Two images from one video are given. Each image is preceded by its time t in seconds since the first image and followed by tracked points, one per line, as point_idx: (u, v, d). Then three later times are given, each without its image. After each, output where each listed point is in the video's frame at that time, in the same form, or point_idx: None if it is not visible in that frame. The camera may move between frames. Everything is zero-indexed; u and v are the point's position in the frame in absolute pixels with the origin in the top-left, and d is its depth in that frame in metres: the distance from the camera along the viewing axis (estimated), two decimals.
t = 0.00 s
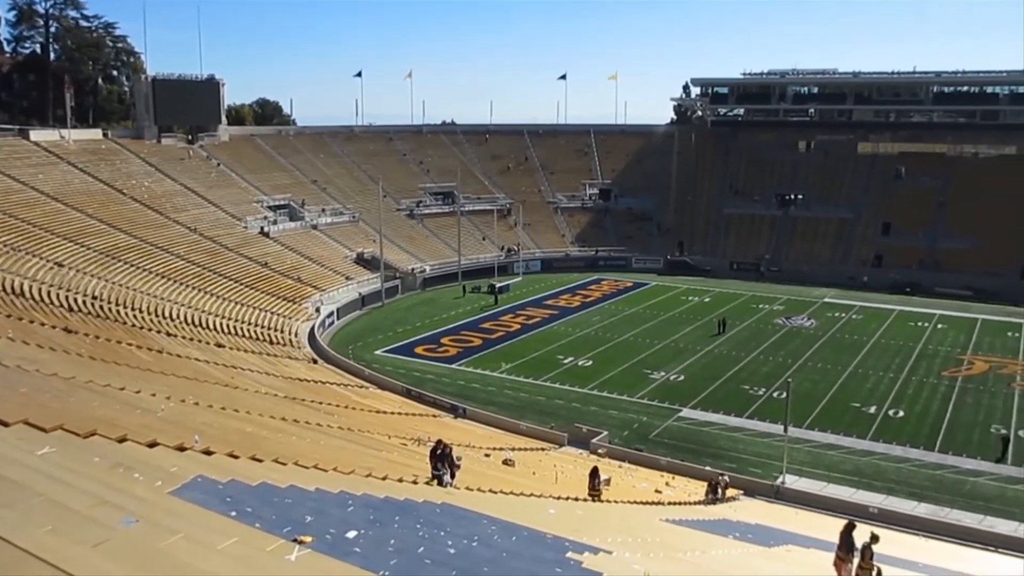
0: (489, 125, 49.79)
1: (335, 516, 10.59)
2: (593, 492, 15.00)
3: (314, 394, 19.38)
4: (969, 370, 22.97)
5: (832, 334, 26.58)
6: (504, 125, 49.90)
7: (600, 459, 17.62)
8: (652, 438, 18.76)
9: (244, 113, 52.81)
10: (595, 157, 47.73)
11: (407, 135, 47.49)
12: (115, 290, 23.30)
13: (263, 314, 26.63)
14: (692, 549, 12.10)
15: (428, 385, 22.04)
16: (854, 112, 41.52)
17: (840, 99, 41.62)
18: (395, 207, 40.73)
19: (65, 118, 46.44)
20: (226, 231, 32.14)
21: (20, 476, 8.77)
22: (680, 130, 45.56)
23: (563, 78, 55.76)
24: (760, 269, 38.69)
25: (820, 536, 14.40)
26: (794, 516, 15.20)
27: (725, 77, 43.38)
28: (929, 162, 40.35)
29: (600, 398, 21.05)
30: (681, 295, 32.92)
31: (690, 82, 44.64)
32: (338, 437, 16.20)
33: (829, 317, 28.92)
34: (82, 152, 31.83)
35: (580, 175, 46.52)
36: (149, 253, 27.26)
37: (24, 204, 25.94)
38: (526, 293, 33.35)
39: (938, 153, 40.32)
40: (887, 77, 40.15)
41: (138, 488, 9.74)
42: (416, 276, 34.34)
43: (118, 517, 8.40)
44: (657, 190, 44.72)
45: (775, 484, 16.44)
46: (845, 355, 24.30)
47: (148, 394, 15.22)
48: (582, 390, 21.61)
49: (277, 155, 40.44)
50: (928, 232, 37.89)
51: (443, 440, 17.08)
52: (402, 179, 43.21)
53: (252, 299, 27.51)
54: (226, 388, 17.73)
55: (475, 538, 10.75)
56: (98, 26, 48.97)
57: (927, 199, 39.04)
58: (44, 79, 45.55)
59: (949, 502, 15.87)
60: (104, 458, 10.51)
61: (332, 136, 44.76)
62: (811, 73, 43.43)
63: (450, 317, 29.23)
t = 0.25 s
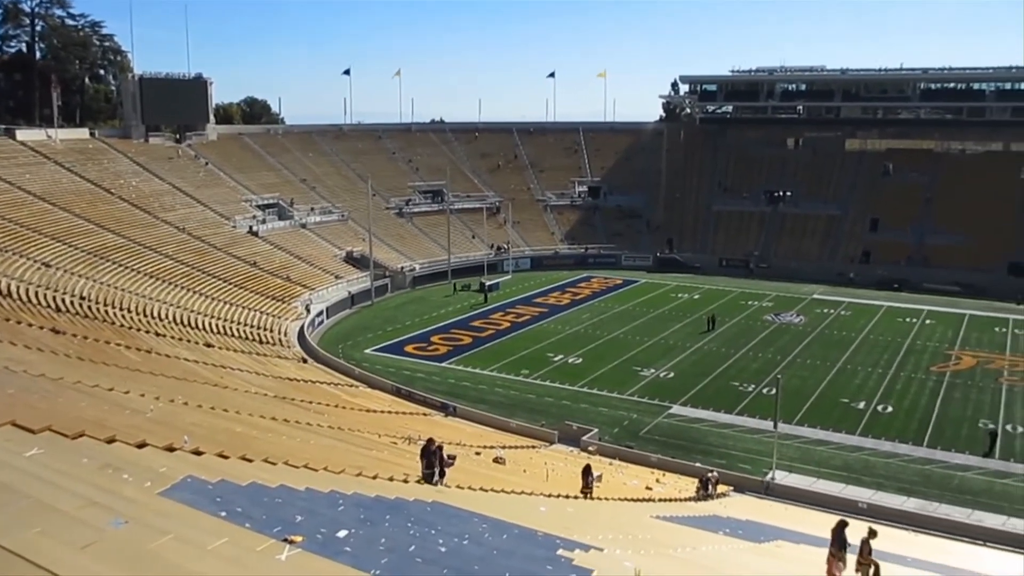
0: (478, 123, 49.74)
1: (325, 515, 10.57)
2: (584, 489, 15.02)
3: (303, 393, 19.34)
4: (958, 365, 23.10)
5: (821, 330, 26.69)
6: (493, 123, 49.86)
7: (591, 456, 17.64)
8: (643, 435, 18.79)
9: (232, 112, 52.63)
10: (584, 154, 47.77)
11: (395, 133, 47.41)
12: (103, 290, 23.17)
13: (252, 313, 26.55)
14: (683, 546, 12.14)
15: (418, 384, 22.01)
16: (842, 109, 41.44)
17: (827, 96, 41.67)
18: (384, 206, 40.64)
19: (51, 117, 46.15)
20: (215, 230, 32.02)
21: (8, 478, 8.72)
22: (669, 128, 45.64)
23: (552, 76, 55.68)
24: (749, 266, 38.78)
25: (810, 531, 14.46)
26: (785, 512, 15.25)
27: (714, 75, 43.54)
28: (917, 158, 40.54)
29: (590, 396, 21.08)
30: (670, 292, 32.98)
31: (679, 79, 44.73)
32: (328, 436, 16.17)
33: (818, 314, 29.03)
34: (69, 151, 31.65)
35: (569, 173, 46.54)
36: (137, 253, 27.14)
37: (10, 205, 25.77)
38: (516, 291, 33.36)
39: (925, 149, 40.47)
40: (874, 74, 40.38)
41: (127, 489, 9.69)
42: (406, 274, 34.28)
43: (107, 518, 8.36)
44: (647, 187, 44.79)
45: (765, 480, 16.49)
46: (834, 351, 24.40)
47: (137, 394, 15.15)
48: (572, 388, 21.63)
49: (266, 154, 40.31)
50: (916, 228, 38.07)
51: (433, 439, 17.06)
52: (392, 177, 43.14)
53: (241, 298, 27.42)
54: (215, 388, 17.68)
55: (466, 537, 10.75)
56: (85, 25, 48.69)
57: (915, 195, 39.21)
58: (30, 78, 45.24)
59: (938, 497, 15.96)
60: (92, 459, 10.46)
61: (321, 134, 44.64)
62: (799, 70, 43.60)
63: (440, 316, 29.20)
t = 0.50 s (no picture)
0: (466, 121, 49.67)
1: (314, 514, 10.53)
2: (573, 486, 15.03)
3: (291, 392, 19.27)
4: (944, 361, 23.24)
5: (808, 327, 26.80)
6: (481, 121, 49.81)
7: (579, 454, 17.65)
8: (631, 432, 18.82)
9: (218, 110, 52.36)
10: (571, 152, 47.80)
11: (383, 131, 47.30)
12: (89, 290, 23.02)
13: (239, 312, 26.43)
14: (671, 542, 12.16)
15: (406, 382, 21.97)
16: (828, 107, 41.95)
17: (813, 93, 42.07)
18: (371, 204, 40.53)
19: (35, 116, 45.75)
20: (201, 229, 31.85)
21: None
22: (656, 125, 45.73)
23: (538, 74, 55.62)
24: (736, 263, 38.88)
25: (797, 526, 14.52)
26: (773, 508, 15.30)
27: (701, 72, 44.10)
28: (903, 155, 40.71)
29: (578, 393, 21.09)
30: (658, 290, 33.03)
31: (666, 76, 44.81)
32: (316, 435, 16.11)
33: (805, 310, 29.15)
34: (54, 150, 31.40)
35: (557, 170, 46.56)
36: (123, 253, 26.97)
37: None
38: (504, 289, 33.35)
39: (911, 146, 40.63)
40: (861, 71, 40.97)
41: (113, 490, 9.63)
42: (393, 273, 34.21)
43: (93, 520, 8.30)
44: (634, 185, 44.87)
45: (753, 476, 16.54)
46: (821, 348, 24.50)
47: (123, 394, 15.05)
48: (560, 385, 21.64)
49: (252, 152, 40.13)
50: (902, 224, 38.26)
51: (421, 437, 17.02)
52: (379, 175, 43.04)
53: (228, 297, 27.30)
54: (202, 387, 17.59)
55: (455, 534, 10.74)
56: (69, 22, 48.30)
57: (901, 192, 39.42)
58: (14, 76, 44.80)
59: (924, 492, 16.06)
60: (78, 459, 10.38)
61: (308, 132, 44.48)
62: (785, 67, 44.03)
63: (428, 314, 29.15)
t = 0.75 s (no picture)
0: (454, 119, 49.62)
1: (303, 514, 10.51)
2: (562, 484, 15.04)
3: (280, 391, 19.21)
4: (930, 357, 23.38)
5: (796, 324, 26.90)
6: (469, 119, 49.77)
7: (569, 452, 17.67)
8: (620, 429, 18.86)
9: (206, 109, 52.14)
10: (560, 150, 47.81)
11: (371, 129, 47.21)
12: (76, 289, 22.89)
13: (227, 311, 26.34)
14: (661, 539, 12.19)
15: (396, 381, 21.95)
16: (815, 104, 42.02)
17: (800, 91, 41.96)
18: (360, 202, 40.45)
19: (20, 114, 45.44)
20: (189, 228, 31.72)
21: None
22: (644, 123, 45.81)
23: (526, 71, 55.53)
24: (725, 260, 38.97)
25: (786, 523, 14.58)
26: (761, 504, 15.35)
27: (688, 70, 43.82)
28: (890, 153, 40.87)
29: (568, 391, 21.11)
30: (647, 287, 33.09)
31: (653, 74, 44.81)
32: (305, 433, 16.08)
33: (793, 307, 29.26)
34: (40, 149, 31.20)
35: (545, 168, 46.57)
36: (110, 252, 26.83)
37: None
38: (493, 287, 33.34)
39: (898, 144, 40.84)
40: (847, 68, 40.94)
41: (101, 490, 9.59)
42: (382, 271, 34.15)
43: (79, 522, 8.25)
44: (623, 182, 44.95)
45: (742, 473, 16.59)
46: (809, 344, 24.59)
47: (111, 394, 14.98)
48: (549, 383, 21.65)
49: (240, 150, 39.98)
50: (889, 221, 38.43)
51: (411, 435, 17.00)
52: (367, 174, 42.95)
53: (217, 296, 27.20)
54: (191, 387, 17.52)
55: (444, 533, 10.74)
56: (54, 20, 48.10)
57: (888, 189, 39.60)
58: None
59: (911, 487, 16.15)
60: (65, 460, 10.33)
61: (296, 131, 44.35)
62: (772, 65, 43.81)
63: (417, 312, 29.12)
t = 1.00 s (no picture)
0: (442, 117, 49.55)
1: (291, 513, 10.48)
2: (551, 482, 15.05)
3: (268, 390, 19.15)
4: (916, 353, 23.51)
5: (784, 320, 27.01)
6: (457, 117, 49.71)
7: (558, 450, 17.68)
8: (609, 427, 18.89)
9: (192, 106, 51.93)
10: (548, 148, 47.83)
11: (359, 127, 47.11)
12: (61, 288, 22.74)
13: (214, 310, 26.23)
14: (649, 536, 12.23)
15: (384, 379, 21.91)
16: (802, 102, 42.42)
17: (787, 89, 42.22)
18: (348, 200, 40.35)
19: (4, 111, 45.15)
20: (176, 226, 31.58)
21: None
22: (632, 121, 45.89)
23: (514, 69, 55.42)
24: (712, 258, 39.06)
25: (774, 519, 14.64)
26: (749, 501, 15.41)
27: (675, 68, 43.95)
28: (877, 151, 40.99)
29: (556, 389, 21.13)
30: (635, 285, 33.14)
31: (641, 72, 44.86)
32: (293, 432, 16.04)
33: (780, 304, 29.38)
34: (24, 147, 30.97)
35: (533, 166, 46.58)
36: (96, 250, 26.68)
37: None
38: (482, 285, 33.33)
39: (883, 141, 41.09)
40: (832, 66, 41.06)
41: (87, 490, 9.53)
42: (370, 270, 34.08)
43: (66, 522, 8.21)
44: (611, 180, 45.00)
45: (730, 469, 16.65)
46: (796, 341, 24.69)
47: (97, 393, 14.90)
48: (538, 381, 21.67)
49: (226, 148, 39.82)
50: (876, 218, 38.62)
51: (399, 434, 16.98)
52: (355, 172, 42.84)
53: (204, 295, 27.08)
54: (178, 386, 17.44)
55: (433, 531, 10.73)
56: (38, 17, 48.00)
57: (874, 186, 39.80)
58: None
59: (898, 483, 16.24)
60: (51, 460, 10.27)
61: (283, 129, 44.19)
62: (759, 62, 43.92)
63: (406, 310, 29.09)
